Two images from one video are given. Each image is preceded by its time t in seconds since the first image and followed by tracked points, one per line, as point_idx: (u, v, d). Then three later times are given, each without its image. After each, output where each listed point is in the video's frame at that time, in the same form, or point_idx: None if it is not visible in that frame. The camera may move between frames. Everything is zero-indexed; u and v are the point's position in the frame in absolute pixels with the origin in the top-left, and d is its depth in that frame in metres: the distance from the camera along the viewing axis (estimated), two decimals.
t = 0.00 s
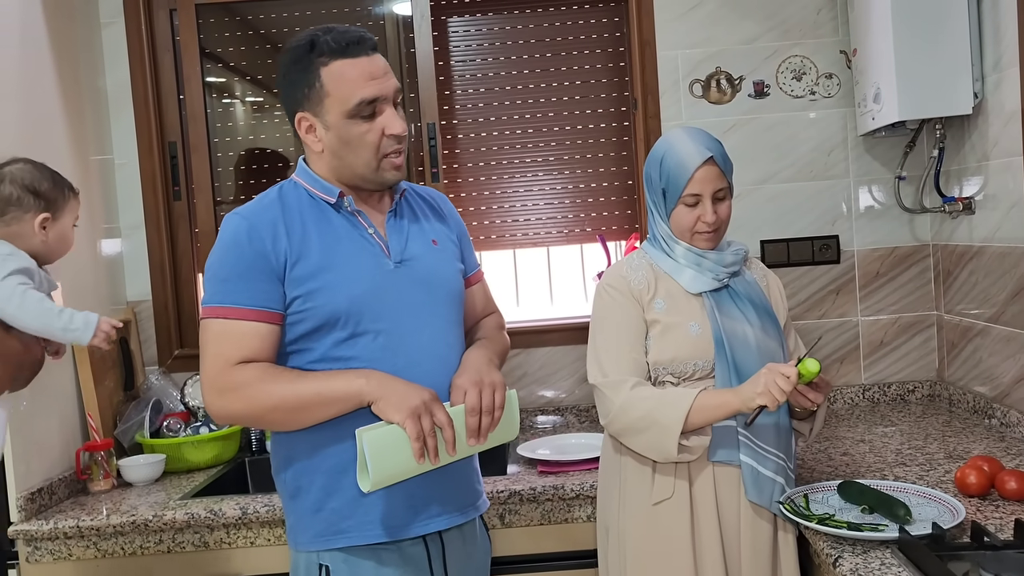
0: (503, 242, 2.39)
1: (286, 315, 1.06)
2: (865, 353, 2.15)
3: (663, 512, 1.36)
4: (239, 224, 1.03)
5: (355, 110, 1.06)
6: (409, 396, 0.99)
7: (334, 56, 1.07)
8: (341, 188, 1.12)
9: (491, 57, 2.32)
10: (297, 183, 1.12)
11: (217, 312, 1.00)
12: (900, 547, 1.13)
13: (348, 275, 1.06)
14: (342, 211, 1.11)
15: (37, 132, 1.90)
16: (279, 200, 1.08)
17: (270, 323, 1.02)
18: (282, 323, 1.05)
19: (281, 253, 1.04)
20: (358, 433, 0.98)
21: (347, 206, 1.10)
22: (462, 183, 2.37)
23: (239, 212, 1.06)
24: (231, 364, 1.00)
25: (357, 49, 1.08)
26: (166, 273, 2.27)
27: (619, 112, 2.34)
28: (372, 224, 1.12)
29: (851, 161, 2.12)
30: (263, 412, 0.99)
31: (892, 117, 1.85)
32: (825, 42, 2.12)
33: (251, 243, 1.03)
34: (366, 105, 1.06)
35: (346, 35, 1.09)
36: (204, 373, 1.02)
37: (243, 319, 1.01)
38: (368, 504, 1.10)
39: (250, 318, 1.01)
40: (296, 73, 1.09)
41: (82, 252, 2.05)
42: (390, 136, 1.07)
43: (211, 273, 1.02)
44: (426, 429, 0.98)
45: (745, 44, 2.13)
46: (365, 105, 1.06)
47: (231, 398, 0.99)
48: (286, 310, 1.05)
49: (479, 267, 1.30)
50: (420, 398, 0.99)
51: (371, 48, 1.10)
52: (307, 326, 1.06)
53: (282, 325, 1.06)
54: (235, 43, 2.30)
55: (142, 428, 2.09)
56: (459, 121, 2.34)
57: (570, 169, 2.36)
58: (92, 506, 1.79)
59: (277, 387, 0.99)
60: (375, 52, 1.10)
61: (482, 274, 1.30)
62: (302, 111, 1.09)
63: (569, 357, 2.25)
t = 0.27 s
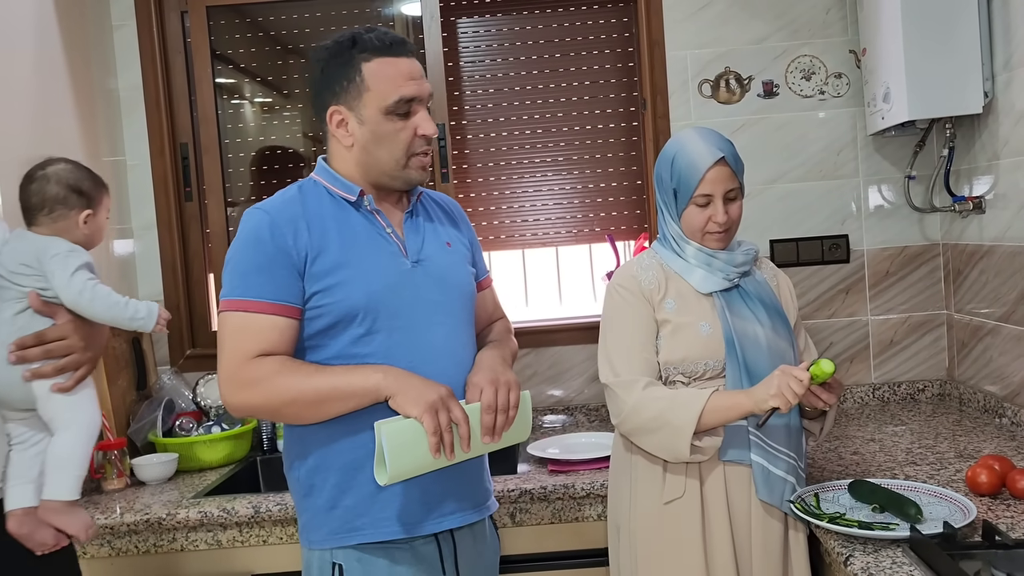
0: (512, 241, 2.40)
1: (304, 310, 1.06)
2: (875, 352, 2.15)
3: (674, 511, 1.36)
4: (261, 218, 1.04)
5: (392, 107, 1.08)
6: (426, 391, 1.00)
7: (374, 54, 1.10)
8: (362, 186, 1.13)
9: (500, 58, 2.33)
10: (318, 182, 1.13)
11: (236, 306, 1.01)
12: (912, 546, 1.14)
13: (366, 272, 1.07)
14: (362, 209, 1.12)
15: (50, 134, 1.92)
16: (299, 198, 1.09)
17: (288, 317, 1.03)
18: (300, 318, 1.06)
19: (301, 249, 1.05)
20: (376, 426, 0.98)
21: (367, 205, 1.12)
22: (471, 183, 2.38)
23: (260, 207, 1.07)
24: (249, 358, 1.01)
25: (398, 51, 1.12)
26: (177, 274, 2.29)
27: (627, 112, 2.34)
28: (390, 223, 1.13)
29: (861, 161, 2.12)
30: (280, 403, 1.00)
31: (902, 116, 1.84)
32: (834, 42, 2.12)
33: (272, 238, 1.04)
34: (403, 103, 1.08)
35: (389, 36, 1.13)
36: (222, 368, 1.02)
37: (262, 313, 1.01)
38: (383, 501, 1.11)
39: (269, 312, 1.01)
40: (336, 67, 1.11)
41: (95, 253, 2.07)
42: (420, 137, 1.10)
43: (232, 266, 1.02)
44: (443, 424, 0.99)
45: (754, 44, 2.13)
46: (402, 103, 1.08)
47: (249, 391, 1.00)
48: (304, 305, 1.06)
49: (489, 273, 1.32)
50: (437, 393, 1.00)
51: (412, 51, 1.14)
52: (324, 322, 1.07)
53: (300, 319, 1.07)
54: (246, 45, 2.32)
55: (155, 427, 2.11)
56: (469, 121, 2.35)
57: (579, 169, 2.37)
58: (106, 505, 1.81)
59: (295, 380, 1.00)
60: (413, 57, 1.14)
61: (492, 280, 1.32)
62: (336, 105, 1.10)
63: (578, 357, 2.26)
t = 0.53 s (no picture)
0: (524, 241, 2.42)
1: (330, 303, 1.09)
2: (886, 350, 2.16)
3: (686, 506, 1.38)
4: (294, 211, 1.07)
5: (434, 111, 1.10)
6: (443, 388, 1.02)
7: (424, 59, 1.12)
8: (394, 185, 1.16)
9: (512, 58, 2.35)
10: (350, 178, 1.15)
11: (265, 294, 1.04)
12: (923, 540, 1.15)
13: (391, 269, 1.10)
14: (392, 208, 1.14)
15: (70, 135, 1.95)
16: (331, 193, 1.11)
17: (314, 308, 1.05)
18: (326, 309, 1.08)
19: (331, 242, 1.08)
20: (391, 420, 1.00)
21: (396, 204, 1.14)
22: (483, 183, 2.40)
23: (294, 200, 1.09)
24: (276, 345, 1.03)
25: (446, 60, 1.14)
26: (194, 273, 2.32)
27: (638, 112, 2.36)
28: (418, 223, 1.15)
29: (871, 160, 2.13)
30: (303, 390, 1.03)
31: (913, 116, 1.86)
32: (844, 42, 2.13)
33: (304, 230, 1.06)
34: (445, 109, 1.11)
35: (439, 43, 1.15)
36: (249, 353, 1.05)
37: (288, 302, 1.04)
38: (397, 494, 1.13)
39: (295, 301, 1.04)
40: (385, 68, 1.13)
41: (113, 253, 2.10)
42: (457, 144, 1.13)
43: (263, 255, 1.05)
44: (458, 422, 1.01)
45: (765, 44, 2.14)
46: (444, 109, 1.11)
47: (275, 376, 1.02)
48: (331, 297, 1.09)
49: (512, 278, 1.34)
50: (454, 391, 1.03)
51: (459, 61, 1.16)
52: (348, 316, 1.09)
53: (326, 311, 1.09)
54: (260, 47, 2.35)
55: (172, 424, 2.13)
56: (481, 121, 2.37)
57: (591, 170, 2.38)
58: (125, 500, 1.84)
59: (318, 369, 1.02)
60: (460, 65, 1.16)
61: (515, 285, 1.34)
62: (380, 103, 1.12)
63: (590, 355, 2.28)
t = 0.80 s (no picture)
0: (537, 239, 2.43)
1: (351, 293, 1.11)
2: (896, 347, 2.17)
3: (698, 500, 1.40)
4: (320, 204, 1.11)
5: (434, 97, 1.13)
6: (456, 381, 1.04)
7: (438, 53, 1.16)
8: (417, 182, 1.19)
9: (525, 57, 2.37)
10: (379, 175, 1.19)
11: (290, 282, 1.06)
12: (934, 533, 1.17)
13: (412, 264, 1.12)
14: (415, 205, 1.17)
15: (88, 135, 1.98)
16: (358, 188, 1.15)
17: (335, 298, 1.08)
18: (345, 300, 1.11)
19: (353, 235, 1.11)
20: (402, 411, 1.03)
21: (420, 201, 1.17)
22: (496, 181, 2.41)
23: (322, 194, 1.13)
24: (296, 333, 1.05)
25: (461, 54, 1.17)
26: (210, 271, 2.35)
27: (649, 111, 2.37)
28: (441, 221, 1.18)
29: (882, 158, 2.14)
30: (321, 376, 1.05)
31: (923, 114, 1.86)
32: (855, 40, 2.14)
33: (328, 222, 1.09)
34: (446, 95, 1.13)
35: (460, 41, 1.18)
36: (271, 340, 1.07)
37: (310, 291, 1.06)
38: (408, 483, 1.15)
39: (316, 290, 1.06)
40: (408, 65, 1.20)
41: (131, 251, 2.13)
42: (460, 136, 1.13)
43: (288, 246, 1.08)
44: (467, 415, 1.03)
45: (776, 43, 2.16)
46: (445, 96, 1.13)
47: (295, 363, 1.05)
48: (352, 288, 1.11)
49: (536, 280, 1.37)
50: (465, 384, 1.04)
51: (476, 57, 1.18)
52: (368, 307, 1.12)
53: (345, 302, 1.11)
54: (275, 48, 2.37)
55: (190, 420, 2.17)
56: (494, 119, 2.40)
57: (603, 168, 2.40)
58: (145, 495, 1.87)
59: (336, 358, 1.04)
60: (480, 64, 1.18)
61: (538, 286, 1.37)
62: (400, 96, 1.19)
63: (601, 352, 2.30)
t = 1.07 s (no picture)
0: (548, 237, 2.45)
1: (364, 290, 1.14)
2: (907, 344, 2.18)
3: (708, 494, 1.42)
4: (335, 203, 1.13)
5: (430, 95, 1.18)
6: (463, 377, 1.06)
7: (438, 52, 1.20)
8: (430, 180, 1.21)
9: (536, 57, 2.39)
10: (394, 173, 1.22)
11: (304, 281, 1.09)
12: (942, 528, 1.18)
13: (425, 261, 1.14)
14: (428, 203, 1.19)
15: (106, 133, 2.01)
16: (373, 186, 1.17)
17: (348, 295, 1.10)
18: (359, 297, 1.13)
19: (366, 234, 1.13)
20: (409, 406, 1.05)
21: (434, 199, 1.19)
22: (508, 179, 2.43)
23: (336, 192, 1.15)
24: (311, 330, 1.09)
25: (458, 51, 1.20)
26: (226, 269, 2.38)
27: (660, 108, 2.39)
28: (455, 218, 1.20)
29: (893, 155, 2.15)
30: (336, 371, 1.08)
31: (935, 111, 1.87)
32: (866, 38, 2.14)
33: (342, 221, 1.12)
34: (440, 92, 1.17)
35: (459, 38, 1.21)
36: (288, 338, 1.11)
37: (324, 289, 1.09)
38: (420, 476, 1.17)
39: (330, 289, 1.09)
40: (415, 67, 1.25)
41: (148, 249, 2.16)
42: (454, 131, 1.16)
43: (304, 245, 1.11)
44: (473, 408, 1.04)
45: (787, 41, 2.16)
46: (439, 93, 1.17)
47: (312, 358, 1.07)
48: (365, 286, 1.14)
49: (553, 275, 1.38)
50: (473, 380, 1.06)
51: (472, 52, 1.19)
52: (382, 304, 1.14)
53: (359, 299, 1.14)
54: (290, 47, 2.40)
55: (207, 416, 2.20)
56: (506, 118, 2.41)
57: (614, 166, 2.41)
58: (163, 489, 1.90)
59: (350, 353, 1.07)
60: (480, 60, 1.20)
61: (556, 281, 1.39)
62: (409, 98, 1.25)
63: (613, 349, 2.31)
